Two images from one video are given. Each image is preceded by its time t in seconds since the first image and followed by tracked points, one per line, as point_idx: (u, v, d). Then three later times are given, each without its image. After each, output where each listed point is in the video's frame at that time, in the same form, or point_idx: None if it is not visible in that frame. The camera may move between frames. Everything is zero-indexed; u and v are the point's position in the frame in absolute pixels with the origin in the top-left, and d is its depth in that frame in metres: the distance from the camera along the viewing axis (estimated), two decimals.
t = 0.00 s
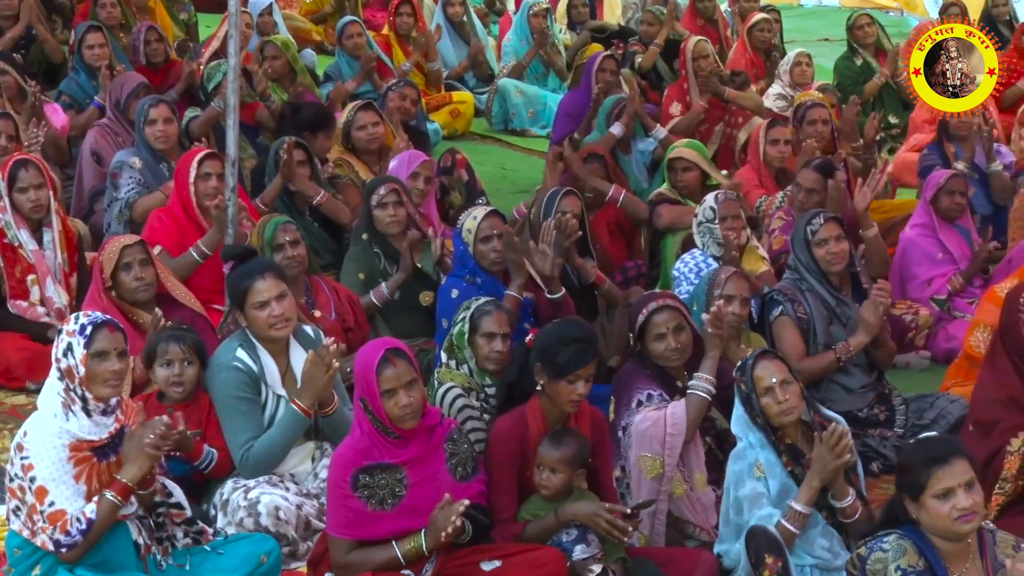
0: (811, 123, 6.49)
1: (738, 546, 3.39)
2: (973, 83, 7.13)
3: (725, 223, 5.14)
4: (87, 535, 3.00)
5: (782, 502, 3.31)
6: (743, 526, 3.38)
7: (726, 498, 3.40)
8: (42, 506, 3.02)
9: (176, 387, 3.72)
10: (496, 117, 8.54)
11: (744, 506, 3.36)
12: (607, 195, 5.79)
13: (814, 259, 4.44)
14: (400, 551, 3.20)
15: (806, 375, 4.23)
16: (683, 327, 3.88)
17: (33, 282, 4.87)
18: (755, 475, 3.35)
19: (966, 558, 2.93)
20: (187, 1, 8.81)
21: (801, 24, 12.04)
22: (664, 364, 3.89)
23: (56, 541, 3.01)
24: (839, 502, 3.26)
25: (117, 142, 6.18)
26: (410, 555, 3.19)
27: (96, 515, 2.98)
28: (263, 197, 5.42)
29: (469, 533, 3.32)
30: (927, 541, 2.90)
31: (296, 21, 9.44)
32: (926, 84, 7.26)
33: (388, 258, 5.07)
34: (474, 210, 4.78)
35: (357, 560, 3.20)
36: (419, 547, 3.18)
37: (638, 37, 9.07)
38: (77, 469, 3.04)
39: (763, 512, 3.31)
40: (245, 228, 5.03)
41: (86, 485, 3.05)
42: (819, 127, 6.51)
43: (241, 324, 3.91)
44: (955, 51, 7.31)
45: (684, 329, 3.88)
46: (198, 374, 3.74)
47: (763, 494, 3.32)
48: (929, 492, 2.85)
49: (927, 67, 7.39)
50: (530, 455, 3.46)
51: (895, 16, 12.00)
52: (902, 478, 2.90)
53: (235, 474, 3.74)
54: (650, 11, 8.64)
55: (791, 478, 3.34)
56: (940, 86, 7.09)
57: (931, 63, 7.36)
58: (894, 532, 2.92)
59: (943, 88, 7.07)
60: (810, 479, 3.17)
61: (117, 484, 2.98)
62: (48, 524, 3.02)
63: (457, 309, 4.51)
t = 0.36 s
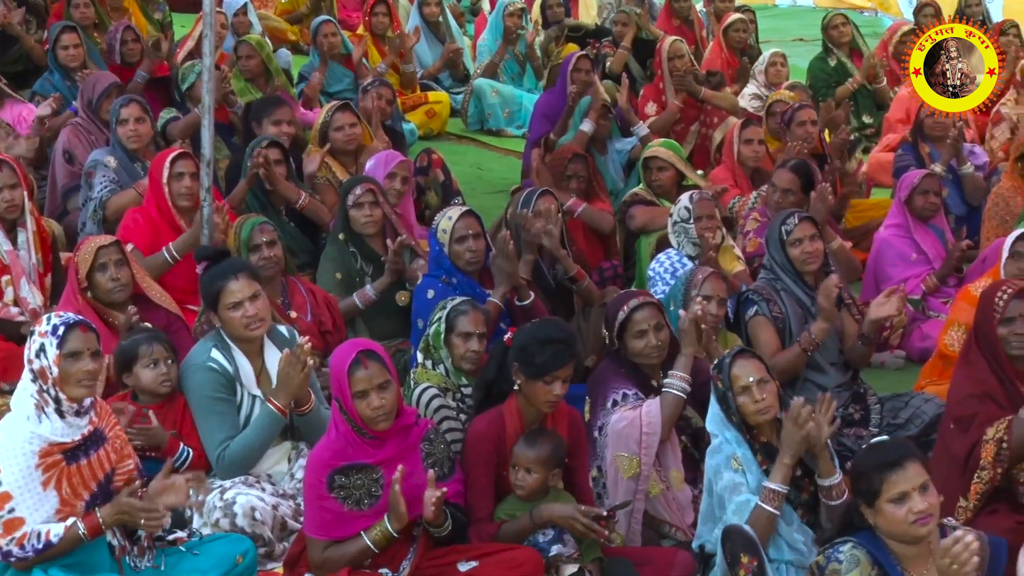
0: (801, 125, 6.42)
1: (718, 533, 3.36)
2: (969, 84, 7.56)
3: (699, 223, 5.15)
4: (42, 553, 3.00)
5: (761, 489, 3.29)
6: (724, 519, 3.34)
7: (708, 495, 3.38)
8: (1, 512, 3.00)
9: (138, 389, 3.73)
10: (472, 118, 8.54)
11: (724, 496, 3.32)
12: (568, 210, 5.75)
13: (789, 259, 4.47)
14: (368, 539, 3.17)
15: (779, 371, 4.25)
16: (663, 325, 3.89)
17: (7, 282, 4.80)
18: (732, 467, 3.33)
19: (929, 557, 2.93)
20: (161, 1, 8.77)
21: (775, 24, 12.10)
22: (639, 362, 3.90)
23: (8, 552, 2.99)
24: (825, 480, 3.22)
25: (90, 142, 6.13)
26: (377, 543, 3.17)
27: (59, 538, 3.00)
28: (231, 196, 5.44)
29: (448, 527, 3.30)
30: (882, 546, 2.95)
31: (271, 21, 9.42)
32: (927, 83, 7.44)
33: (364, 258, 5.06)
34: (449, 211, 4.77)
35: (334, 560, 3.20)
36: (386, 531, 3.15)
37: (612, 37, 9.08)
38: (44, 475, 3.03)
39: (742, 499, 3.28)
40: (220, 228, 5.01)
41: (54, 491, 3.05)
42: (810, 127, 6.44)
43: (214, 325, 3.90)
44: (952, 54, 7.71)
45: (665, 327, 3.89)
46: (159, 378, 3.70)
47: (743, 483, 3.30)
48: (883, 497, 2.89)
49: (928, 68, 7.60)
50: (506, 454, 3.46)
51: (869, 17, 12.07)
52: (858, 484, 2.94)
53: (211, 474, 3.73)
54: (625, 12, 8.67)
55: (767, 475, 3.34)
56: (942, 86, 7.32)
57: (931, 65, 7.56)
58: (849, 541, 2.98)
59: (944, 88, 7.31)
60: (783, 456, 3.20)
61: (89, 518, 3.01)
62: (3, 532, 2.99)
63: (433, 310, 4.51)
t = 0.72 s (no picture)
0: (775, 127, 6.37)
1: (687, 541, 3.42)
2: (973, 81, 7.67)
3: (674, 223, 5.15)
4: (32, 543, 2.97)
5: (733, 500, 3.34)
6: (694, 523, 3.40)
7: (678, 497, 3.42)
8: None
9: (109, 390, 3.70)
10: (446, 118, 8.55)
11: (694, 504, 3.39)
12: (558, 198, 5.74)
13: (763, 259, 4.49)
14: (349, 543, 3.18)
15: (757, 374, 4.28)
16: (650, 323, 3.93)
17: None
18: (705, 473, 3.38)
19: (888, 561, 2.92)
20: (135, 1, 8.73)
21: (747, 24, 12.17)
22: (612, 355, 3.95)
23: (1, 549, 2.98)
24: (787, 499, 3.31)
25: (63, 142, 6.10)
26: (358, 548, 3.18)
27: (41, 521, 2.95)
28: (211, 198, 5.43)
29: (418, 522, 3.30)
30: (841, 550, 2.90)
31: (244, 21, 9.40)
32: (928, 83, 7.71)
33: (337, 259, 5.06)
34: (422, 211, 4.78)
35: (308, 561, 3.20)
36: (367, 535, 3.17)
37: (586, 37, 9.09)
38: (22, 474, 3.05)
39: (714, 510, 3.34)
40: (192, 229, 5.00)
41: (31, 490, 3.06)
42: (785, 131, 6.39)
43: (187, 325, 3.89)
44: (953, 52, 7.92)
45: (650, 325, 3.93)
46: (129, 379, 3.68)
47: (713, 493, 3.36)
48: (844, 501, 2.85)
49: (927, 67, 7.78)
50: (481, 455, 3.47)
51: (841, 17, 12.15)
52: (817, 488, 2.89)
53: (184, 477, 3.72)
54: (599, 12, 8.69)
55: (741, 477, 3.37)
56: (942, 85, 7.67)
57: (931, 63, 7.79)
58: (810, 547, 2.91)
59: (944, 88, 7.67)
60: (761, 476, 3.23)
61: (60, 489, 2.96)
62: None
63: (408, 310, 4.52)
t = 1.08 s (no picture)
0: (744, 131, 6.43)
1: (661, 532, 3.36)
2: (974, 82, 7.87)
3: (641, 220, 5.19)
4: None
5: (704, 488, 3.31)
6: (667, 517, 3.36)
7: (652, 493, 3.40)
8: None
9: (71, 392, 3.66)
10: (414, 118, 8.52)
11: (667, 496, 3.34)
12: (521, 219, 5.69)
13: (730, 258, 4.51)
14: (311, 540, 3.16)
15: (721, 371, 4.30)
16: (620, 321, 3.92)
17: None
18: (675, 465, 3.36)
19: (859, 558, 2.94)
20: None
21: (715, 23, 12.23)
22: (582, 357, 3.96)
23: None
24: (765, 479, 3.18)
25: (29, 142, 6.05)
26: (319, 544, 3.16)
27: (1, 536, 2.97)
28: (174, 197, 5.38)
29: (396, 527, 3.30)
30: (814, 547, 2.91)
31: (212, 20, 9.36)
32: (928, 84, 8.13)
33: (306, 258, 5.05)
34: (391, 210, 4.77)
35: (276, 560, 3.19)
36: (327, 532, 3.15)
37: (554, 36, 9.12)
38: None
39: (685, 498, 3.30)
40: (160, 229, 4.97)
41: None
42: (752, 134, 6.45)
43: (156, 325, 3.88)
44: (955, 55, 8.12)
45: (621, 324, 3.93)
46: (90, 381, 3.65)
47: (685, 482, 3.32)
48: (818, 497, 2.87)
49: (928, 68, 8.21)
50: (450, 453, 3.47)
51: (808, 17, 12.22)
52: (791, 484, 2.92)
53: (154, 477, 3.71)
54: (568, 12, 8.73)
55: (709, 473, 3.38)
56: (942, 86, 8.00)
57: (931, 65, 8.14)
58: (782, 543, 2.92)
59: (944, 88, 7.98)
60: (728, 457, 3.20)
61: (31, 516, 2.99)
62: None
63: (377, 309, 4.52)
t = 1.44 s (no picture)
0: (715, 128, 6.46)
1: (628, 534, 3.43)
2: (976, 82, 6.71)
3: (615, 218, 5.22)
4: None
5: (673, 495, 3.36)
6: (635, 519, 3.41)
7: (619, 493, 3.43)
8: None
9: (40, 394, 3.64)
10: (385, 115, 8.53)
11: (636, 499, 3.39)
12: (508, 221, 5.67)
13: (700, 256, 4.55)
14: (291, 532, 3.16)
15: (696, 370, 4.34)
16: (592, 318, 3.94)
17: None
18: (645, 469, 3.39)
19: (842, 551, 2.95)
20: None
21: (686, 21, 12.27)
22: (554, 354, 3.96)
23: None
24: (725, 494, 3.33)
25: None
26: (302, 537, 3.16)
27: None
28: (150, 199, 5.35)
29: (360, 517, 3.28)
30: (800, 536, 2.92)
31: (182, 18, 9.31)
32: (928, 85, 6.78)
33: (277, 257, 5.03)
34: (363, 207, 4.76)
35: (252, 556, 3.18)
36: (310, 523, 3.14)
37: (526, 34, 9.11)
38: None
39: (654, 505, 3.34)
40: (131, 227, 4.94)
41: None
42: (723, 132, 6.48)
43: (126, 323, 3.85)
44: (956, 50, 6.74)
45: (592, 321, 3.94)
46: (60, 379, 3.63)
47: (654, 488, 3.36)
48: (805, 488, 2.88)
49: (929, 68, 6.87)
50: (425, 451, 3.45)
51: (778, 15, 12.26)
52: (779, 474, 2.92)
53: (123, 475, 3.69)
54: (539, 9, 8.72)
55: (682, 472, 3.42)
56: (941, 86, 6.68)
57: (932, 63, 6.82)
58: (769, 531, 2.93)
59: (943, 88, 6.66)
60: (699, 470, 3.24)
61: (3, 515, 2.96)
62: None
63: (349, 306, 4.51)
